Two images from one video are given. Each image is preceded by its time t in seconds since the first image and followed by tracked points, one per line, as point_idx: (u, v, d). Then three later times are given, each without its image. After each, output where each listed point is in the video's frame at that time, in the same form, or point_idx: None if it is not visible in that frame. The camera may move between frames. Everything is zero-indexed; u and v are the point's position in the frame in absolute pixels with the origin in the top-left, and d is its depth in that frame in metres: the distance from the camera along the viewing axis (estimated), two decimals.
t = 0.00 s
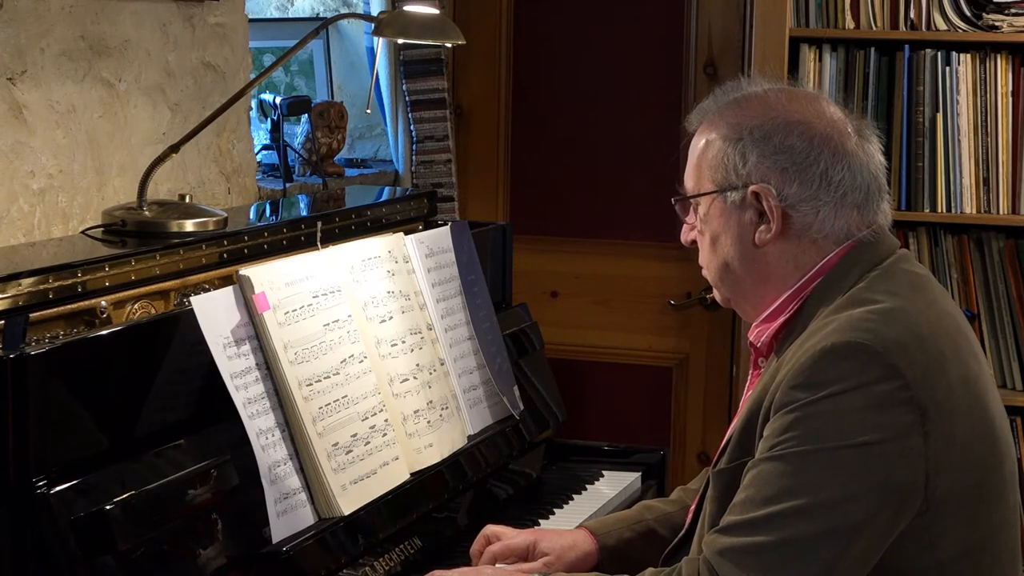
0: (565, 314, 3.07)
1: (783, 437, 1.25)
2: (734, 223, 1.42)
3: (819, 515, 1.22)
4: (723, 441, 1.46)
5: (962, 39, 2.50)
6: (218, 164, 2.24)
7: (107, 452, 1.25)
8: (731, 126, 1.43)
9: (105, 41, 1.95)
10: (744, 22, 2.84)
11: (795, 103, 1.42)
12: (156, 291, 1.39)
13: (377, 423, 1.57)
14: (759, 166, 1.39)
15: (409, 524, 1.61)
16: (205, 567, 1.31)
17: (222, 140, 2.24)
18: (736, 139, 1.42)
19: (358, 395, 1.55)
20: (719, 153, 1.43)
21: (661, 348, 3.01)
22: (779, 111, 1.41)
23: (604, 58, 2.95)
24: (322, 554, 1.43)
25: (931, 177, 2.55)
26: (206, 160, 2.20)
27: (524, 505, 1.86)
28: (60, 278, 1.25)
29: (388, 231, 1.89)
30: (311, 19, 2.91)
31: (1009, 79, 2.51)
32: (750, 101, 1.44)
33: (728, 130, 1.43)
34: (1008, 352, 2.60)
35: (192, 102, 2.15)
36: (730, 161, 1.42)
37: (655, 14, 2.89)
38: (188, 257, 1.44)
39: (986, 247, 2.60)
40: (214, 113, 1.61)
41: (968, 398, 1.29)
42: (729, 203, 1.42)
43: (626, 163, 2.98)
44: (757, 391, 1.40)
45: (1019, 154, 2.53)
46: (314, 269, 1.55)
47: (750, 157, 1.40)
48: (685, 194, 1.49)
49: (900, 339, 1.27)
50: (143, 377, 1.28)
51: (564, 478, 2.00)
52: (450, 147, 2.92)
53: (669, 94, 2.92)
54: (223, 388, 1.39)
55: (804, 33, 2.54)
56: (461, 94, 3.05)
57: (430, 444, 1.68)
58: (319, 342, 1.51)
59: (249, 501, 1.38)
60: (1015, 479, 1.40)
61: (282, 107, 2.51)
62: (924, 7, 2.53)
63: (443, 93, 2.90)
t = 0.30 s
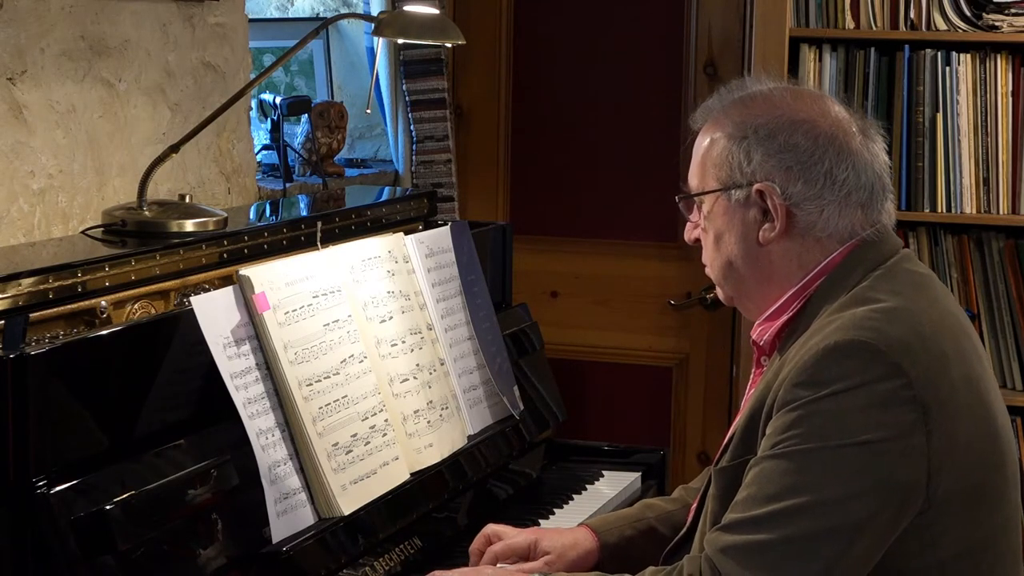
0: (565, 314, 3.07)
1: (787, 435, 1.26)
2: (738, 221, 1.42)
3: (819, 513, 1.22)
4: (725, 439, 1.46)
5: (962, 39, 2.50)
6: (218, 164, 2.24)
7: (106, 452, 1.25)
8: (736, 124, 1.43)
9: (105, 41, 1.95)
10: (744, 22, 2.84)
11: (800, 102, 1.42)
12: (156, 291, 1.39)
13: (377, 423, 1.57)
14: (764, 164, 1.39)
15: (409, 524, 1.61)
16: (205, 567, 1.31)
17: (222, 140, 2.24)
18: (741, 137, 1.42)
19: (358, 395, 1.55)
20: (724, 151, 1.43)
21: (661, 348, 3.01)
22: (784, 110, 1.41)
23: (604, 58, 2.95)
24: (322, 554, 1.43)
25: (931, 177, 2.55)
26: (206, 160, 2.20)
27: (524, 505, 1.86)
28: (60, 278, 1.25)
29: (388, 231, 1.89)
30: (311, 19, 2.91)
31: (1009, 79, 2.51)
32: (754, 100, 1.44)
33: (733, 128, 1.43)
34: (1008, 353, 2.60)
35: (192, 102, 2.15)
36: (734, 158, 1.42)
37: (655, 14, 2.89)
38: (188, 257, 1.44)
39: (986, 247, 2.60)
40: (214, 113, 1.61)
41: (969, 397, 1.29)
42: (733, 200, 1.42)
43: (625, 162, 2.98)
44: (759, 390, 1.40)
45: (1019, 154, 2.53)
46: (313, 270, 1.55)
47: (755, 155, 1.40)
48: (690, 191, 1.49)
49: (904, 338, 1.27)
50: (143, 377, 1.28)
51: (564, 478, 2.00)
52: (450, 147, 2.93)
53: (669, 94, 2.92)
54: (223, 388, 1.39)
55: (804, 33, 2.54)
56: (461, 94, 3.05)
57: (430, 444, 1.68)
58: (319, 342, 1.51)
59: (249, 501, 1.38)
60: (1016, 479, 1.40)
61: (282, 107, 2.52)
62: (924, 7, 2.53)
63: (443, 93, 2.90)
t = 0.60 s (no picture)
0: (565, 314, 3.07)
1: (790, 432, 1.26)
2: (743, 218, 1.42)
3: (820, 511, 1.22)
4: (728, 437, 1.46)
5: (962, 39, 2.50)
6: (218, 164, 2.24)
7: (106, 452, 1.25)
8: (742, 122, 1.43)
9: (105, 41, 1.95)
10: (744, 22, 2.84)
11: (806, 100, 1.42)
12: (156, 291, 1.39)
13: (377, 423, 1.57)
14: (769, 162, 1.39)
15: (409, 525, 1.61)
16: (205, 567, 1.31)
17: (222, 140, 2.24)
18: (747, 135, 1.42)
19: (358, 395, 1.55)
20: (730, 148, 1.43)
21: (661, 348, 3.01)
22: (790, 108, 1.41)
23: (604, 58, 2.95)
24: (322, 554, 1.43)
25: (931, 177, 2.55)
26: (206, 160, 2.20)
27: (524, 505, 1.86)
28: (60, 278, 1.25)
29: (388, 231, 1.89)
30: (311, 19, 2.91)
31: (1009, 79, 2.51)
32: (760, 98, 1.44)
33: (739, 126, 1.43)
34: (1009, 353, 2.60)
35: (192, 102, 2.15)
36: (740, 156, 1.42)
37: (655, 14, 2.90)
38: (188, 257, 1.44)
39: (986, 247, 2.60)
40: (214, 113, 1.61)
41: (971, 396, 1.29)
42: (738, 198, 1.42)
43: (625, 162, 2.98)
44: (762, 388, 1.40)
45: (1019, 154, 2.53)
46: (313, 270, 1.55)
47: (761, 152, 1.40)
48: (694, 189, 1.49)
49: (907, 336, 1.27)
50: (143, 377, 1.28)
51: (564, 478, 2.00)
52: (450, 147, 2.93)
53: (670, 94, 2.92)
54: (223, 388, 1.39)
55: (804, 33, 2.55)
56: (461, 94, 3.05)
57: (430, 444, 1.68)
58: (319, 343, 1.51)
59: (249, 501, 1.38)
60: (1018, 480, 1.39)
61: (282, 107, 2.52)
62: (924, 7, 2.53)
63: (443, 93, 2.90)
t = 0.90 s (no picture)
0: (564, 314, 3.07)
1: (793, 430, 1.26)
2: (747, 216, 1.42)
3: (821, 509, 1.22)
4: (731, 434, 1.46)
5: (962, 39, 2.50)
6: (218, 164, 2.24)
7: (106, 452, 1.25)
8: (746, 120, 1.43)
9: (105, 41, 1.95)
10: (744, 22, 2.84)
11: (810, 99, 1.42)
12: (156, 291, 1.39)
13: (377, 423, 1.57)
14: (773, 160, 1.39)
15: (409, 525, 1.61)
16: (205, 567, 1.31)
17: (222, 140, 2.24)
18: (751, 133, 1.42)
19: (358, 395, 1.55)
20: (733, 146, 1.43)
21: (661, 348, 3.01)
22: (795, 107, 1.41)
23: (604, 58, 2.95)
24: (322, 554, 1.43)
25: (931, 177, 2.55)
26: (206, 160, 2.20)
27: (524, 505, 1.86)
28: (60, 278, 1.25)
29: (388, 231, 1.89)
30: (311, 19, 2.91)
31: (1009, 79, 2.51)
32: (765, 97, 1.44)
33: (743, 124, 1.43)
34: (1008, 353, 2.60)
35: (191, 102, 2.15)
36: (744, 154, 1.42)
37: (655, 14, 2.90)
38: (188, 257, 1.44)
39: (986, 247, 2.60)
40: (214, 113, 1.61)
41: (973, 395, 1.29)
42: (741, 196, 1.42)
43: (625, 162, 2.98)
44: (764, 387, 1.40)
45: (1019, 154, 2.53)
46: (313, 270, 1.55)
47: (765, 151, 1.40)
48: (698, 187, 1.49)
49: (909, 335, 1.27)
50: (143, 377, 1.28)
51: (564, 478, 2.00)
52: (450, 147, 2.93)
53: (669, 94, 2.92)
54: (223, 388, 1.39)
55: (804, 33, 2.55)
56: (461, 94, 3.05)
57: (430, 444, 1.68)
58: (319, 343, 1.51)
59: (249, 501, 1.38)
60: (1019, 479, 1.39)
61: (282, 107, 2.51)
62: (924, 7, 2.53)
63: (443, 93, 2.90)
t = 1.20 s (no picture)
0: (564, 314, 3.07)
1: (796, 429, 1.26)
2: (751, 214, 1.42)
3: (822, 509, 1.22)
4: (734, 434, 1.46)
5: (962, 39, 2.50)
6: (218, 164, 2.24)
7: (106, 452, 1.25)
8: (752, 119, 1.43)
9: (105, 41, 1.95)
10: (744, 22, 2.84)
11: (817, 98, 1.41)
12: (156, 291, 1.39)
13: (377, 423, 1.57)
14: (779, 159, 1.39)
15: (409, 525, 1.61)
16: (205, 567, 1.31)
17: (222, 140, 2.24)
18: (757, 131, 1.41)
19: (359, 394, 1.55)
20: (738, 144, 1.43)
21: (661, 348, 3.01)
22: (801, 105, 1.41)
23: (605, 58, 2.95)
24: (322, 554, 1.43)
25: (931, 177, 2.55)
26: (206, 160, 2.20)
27: (524, 505, 1.86)
28: (60, 278, 1.25)
29: (388, 231, 1.89)
30: (311, 19, 2.91)
31: (1009, 79, 2.51)
32: (771, 95, 1.44)
33: (749, 122, 1.43)
34: (1009, 353, 2.60)
35: (191, 102, 2.15)
36: (750, 152, 1.42)
37: (656, 14, 2.90)
38: (188, 257, 1.44)
39: (986, 247, 2.60)
40: (214, 113, 1.61)
41: (975, 394, 1.29)
42: (747, 193, 1.42)
43: (626, 162, 2.98)
44: (767, 386, 1.40)
45: (1019, 154, 2.53)
46: (314, 270, 1.55)
47: (771, 149, 1.40)
48: (703, 185, 1.49)
49: (913, 334, 1.27)
50: (143, 377, 1.28)
51: (564, 478, 2.00)
52: (450, 147, 2.93)
53: (670, 94, 2.92)
54: (223, 388, 1.39)
55: (804, 33, 2.55)
56: (461, 94, 3.05)
57: (430, 444, 1.68)
58: (319, 343, 1.51)
59: (249, 501, 1.38)
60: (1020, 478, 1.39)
61: (282, 107, 2.51)
62: (924, 7, 2.53)
63: (443, 93, 2.90)
